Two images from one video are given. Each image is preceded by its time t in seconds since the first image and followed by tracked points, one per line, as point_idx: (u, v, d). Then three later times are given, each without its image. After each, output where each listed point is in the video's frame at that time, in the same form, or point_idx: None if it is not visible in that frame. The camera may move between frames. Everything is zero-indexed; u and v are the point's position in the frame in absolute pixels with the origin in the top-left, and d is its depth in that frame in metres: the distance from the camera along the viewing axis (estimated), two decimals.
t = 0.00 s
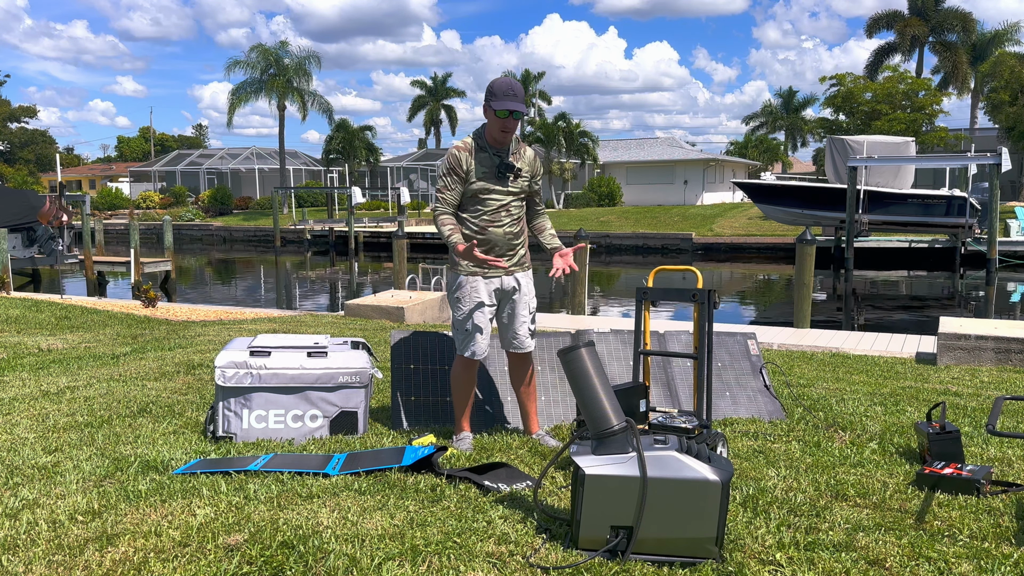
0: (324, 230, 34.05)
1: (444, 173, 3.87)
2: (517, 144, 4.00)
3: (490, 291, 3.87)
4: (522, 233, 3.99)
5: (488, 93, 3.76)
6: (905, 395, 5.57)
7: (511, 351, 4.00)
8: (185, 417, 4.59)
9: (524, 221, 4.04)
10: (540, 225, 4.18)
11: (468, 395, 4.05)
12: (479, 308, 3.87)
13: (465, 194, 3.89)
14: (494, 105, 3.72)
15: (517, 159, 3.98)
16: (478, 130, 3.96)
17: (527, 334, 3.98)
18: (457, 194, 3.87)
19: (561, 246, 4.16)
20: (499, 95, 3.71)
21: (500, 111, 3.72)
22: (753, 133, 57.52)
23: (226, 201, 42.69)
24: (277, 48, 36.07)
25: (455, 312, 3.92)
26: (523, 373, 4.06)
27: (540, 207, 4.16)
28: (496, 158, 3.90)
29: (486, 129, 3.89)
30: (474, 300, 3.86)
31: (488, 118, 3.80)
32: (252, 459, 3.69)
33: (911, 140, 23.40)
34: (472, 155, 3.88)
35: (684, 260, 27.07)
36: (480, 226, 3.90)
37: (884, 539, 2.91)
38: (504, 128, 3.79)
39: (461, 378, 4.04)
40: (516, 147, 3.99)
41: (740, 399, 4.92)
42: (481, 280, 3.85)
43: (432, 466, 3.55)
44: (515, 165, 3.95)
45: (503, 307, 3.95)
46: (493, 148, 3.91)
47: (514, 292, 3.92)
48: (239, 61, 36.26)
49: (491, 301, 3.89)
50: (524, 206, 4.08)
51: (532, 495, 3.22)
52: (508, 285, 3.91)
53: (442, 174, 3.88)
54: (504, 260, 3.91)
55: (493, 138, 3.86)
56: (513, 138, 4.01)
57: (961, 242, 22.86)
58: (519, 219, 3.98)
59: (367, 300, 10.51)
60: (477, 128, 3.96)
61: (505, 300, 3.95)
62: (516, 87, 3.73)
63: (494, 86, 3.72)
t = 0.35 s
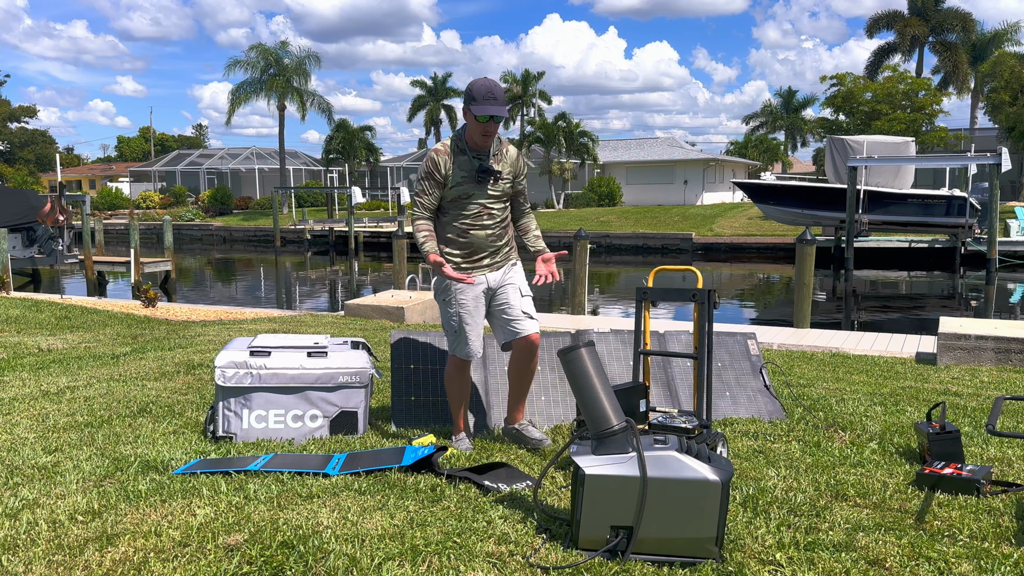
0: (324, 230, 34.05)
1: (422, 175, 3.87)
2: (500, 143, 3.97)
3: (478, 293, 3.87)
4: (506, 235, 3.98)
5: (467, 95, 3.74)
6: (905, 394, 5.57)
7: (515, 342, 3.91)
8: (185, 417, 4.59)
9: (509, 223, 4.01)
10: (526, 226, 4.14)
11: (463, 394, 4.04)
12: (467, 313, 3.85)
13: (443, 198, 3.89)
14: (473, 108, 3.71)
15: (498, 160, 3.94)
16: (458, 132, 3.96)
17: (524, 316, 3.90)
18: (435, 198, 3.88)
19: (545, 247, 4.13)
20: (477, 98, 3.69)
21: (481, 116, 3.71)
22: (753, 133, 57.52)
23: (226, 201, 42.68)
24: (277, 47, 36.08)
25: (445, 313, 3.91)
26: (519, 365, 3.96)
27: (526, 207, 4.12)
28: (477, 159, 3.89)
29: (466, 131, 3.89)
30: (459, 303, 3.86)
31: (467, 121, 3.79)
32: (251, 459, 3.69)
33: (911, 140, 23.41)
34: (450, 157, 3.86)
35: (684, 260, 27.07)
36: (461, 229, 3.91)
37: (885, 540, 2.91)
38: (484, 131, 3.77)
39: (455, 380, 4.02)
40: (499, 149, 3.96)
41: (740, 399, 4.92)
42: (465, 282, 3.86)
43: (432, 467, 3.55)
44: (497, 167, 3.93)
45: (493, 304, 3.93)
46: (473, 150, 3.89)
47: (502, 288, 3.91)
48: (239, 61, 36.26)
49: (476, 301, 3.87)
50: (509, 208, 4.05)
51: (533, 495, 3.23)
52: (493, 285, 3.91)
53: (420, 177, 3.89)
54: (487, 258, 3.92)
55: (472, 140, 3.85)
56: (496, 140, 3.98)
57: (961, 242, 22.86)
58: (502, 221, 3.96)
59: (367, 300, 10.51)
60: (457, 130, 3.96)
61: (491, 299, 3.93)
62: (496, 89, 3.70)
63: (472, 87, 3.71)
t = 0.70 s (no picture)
0: (324, 230, 34.05)
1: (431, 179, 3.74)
2: (516, 148, 3.80)
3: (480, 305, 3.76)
4: (515, 246, 3.82)
5: (483, 98, 3.57)
6: (905, 394, 5.57)
7: (507, 358, 3.68)
8: (185, 417, 4.59)
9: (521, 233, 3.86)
10: (542, 235, 3.98)
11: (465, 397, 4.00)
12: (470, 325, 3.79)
13: (451, 204, 3.76)
14: (488, 113, 3.55)
15: (513, 166, 3.78)
16: (473, 133, 3.79)
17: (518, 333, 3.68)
18: (445, 204, 3.75)
19: (562, 257, 3.94)
20: (493, 102, 3.52)
21: (497, 122, 3.54)
22: (753, 133, 57.53)
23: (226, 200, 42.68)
24: (277, 48, 36.09)
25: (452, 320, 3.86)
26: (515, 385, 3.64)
27: (543, 214, 3.95)
28: (491, 166, 3.73)
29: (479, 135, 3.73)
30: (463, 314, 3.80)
31: (483, 125, 3.62)
32: (252, 459, 3.69)
33: (911, 140, 23.42)
34: (461, 162, 3.71)
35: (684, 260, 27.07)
36: (470, 237, 3.77)
37: (884, 539, 2.91)
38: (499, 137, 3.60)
39: (458, 383, 3.98)
40: (513, 154, 3.79)
41: (740, 399, 4.92)
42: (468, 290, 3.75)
43: (432, 467, 3.55)
44: (510, 174, 3.76)
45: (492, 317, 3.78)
46: (486, 155, 3.73)
47: (502, 299, 3.75)
48: (240, 61, 36.26)
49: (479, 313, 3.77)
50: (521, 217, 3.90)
51: (533, 495, 3.23)
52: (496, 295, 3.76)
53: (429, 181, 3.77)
54: (492, 268, 3.77)
55: (486, 145, 3.69)
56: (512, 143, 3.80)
57: (961, 242, 22.86)
58: (512, 231, 3.81)
59: (367, 300, 10.51)
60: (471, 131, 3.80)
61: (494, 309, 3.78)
62: (514, 94, 3.53)
63: (489, 91, 3.54)
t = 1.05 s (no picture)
0: (324, 230, 34.06)
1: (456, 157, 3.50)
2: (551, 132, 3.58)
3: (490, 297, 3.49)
4: (542, 237, 3.60)
5: (522, 77, 3.31)
6: (905, 394, 5.57)
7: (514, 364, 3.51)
8: (185, 417, 4.59)
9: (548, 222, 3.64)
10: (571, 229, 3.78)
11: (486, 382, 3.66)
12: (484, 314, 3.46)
13: (477, 188, 3.52)
14: (526, 92, 3.29)
15: (547, 152, 3.56)
16: (507, 113, 3.55)
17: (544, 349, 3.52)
18: (470, 185, 3.51)
19: (589, 257, 3.75)
20: (532, 81, 3.27)
21: (536, 102, 3.29)
22: (753, 133, 57.56)
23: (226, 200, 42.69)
24: (277, 48, 36.09)
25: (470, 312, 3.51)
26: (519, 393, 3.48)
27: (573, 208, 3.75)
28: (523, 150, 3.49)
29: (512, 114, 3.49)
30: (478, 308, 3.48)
31: (519, 105, 3.38)
32: (252, 459, 3.68)
33: (912, 140, 23.42)
34: (490, 141, 3.47)
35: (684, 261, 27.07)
36: (494, 225, 3.53)
37: (884, 539, 2.91)
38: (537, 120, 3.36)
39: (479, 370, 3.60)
40: (548, 137, 3.55)
41: (740, 399, 4.92)
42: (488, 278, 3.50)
43: (432, 466, 3.55)
44: (546, 161, 3.54)
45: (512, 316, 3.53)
46: (519, 137, 3.49)
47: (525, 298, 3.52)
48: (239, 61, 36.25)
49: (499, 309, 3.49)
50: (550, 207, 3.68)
51: (532, 495, 3.22)
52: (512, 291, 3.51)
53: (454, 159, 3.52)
54: (517, 261, 3.54)
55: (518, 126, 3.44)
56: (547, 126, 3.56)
57: (961, 242, 22.88)
58: (540, 222, 3.59)
59: (367, 300, 10.51)
60: (506, 111, 3.54)
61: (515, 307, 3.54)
62: (556, 75, 3.27)
63: (528, 68, 3.28)
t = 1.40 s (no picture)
0: (324, 230, 34.07)
1: (479, 149, 3.21)
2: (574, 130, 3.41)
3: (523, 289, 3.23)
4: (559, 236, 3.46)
5: (563, 76, 3.13)
6: (905, 395, 5.57)
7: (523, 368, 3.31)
8: (185, 418, 4.59)
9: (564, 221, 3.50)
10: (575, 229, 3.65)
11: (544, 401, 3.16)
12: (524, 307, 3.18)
13: (502, 184, 3.26)
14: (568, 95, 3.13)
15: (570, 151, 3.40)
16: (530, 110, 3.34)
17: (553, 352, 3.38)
18: (493, 180, 3.24)
19: (590, 258, 3.71)
20: (574, 81, 3.11)
21: (577, 106, 3.13)
22: (753, 133, 57.57)
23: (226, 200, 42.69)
24: (277, 48, 36.07)
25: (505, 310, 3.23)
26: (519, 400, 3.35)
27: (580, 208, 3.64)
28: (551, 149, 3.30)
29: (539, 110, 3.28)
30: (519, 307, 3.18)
31: (555, 104, 3.19)
32: (252, 459, 3.68)
33: (912, 140, 23.43)
34: (516, 138, 3.22)
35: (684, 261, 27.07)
36: (517, 223, 3.30)
37: (884, 540, 2.91)
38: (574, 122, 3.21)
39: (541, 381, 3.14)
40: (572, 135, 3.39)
41: (740, 399, 4.93)
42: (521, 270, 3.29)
43: (432, 466, 3.56)
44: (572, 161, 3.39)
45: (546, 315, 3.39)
46: (547, 134, 3.30)
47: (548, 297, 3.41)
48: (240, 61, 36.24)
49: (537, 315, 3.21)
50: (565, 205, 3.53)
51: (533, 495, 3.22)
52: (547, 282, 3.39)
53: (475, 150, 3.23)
54: (539, 258, 3.37)
55: (546, 124, 3.26)
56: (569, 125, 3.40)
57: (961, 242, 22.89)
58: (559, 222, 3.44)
59: (367, 300, 10.51)
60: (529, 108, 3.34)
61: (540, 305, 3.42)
62: (597, 80, 3.14)
63: (571, 67, 3.11)
